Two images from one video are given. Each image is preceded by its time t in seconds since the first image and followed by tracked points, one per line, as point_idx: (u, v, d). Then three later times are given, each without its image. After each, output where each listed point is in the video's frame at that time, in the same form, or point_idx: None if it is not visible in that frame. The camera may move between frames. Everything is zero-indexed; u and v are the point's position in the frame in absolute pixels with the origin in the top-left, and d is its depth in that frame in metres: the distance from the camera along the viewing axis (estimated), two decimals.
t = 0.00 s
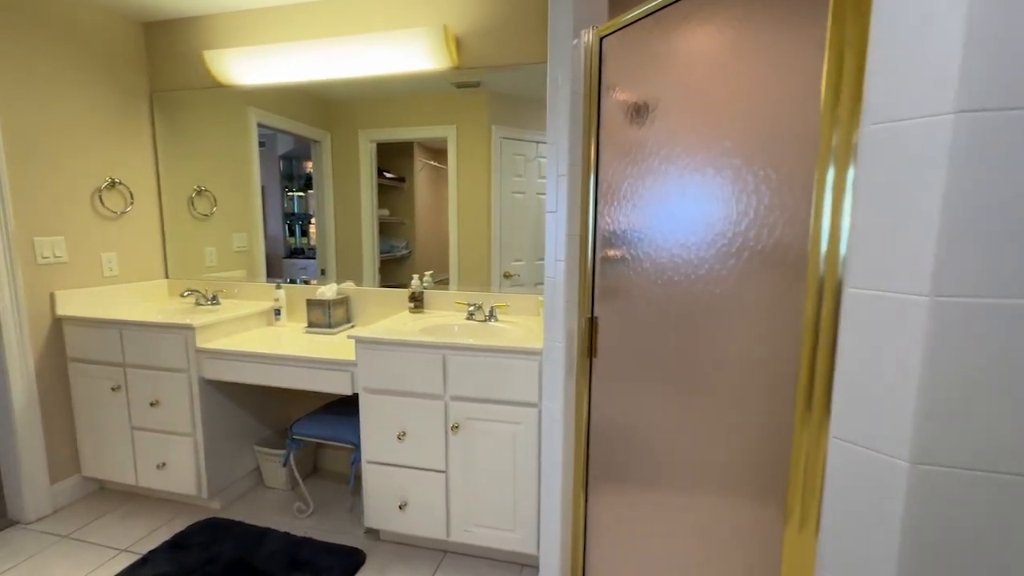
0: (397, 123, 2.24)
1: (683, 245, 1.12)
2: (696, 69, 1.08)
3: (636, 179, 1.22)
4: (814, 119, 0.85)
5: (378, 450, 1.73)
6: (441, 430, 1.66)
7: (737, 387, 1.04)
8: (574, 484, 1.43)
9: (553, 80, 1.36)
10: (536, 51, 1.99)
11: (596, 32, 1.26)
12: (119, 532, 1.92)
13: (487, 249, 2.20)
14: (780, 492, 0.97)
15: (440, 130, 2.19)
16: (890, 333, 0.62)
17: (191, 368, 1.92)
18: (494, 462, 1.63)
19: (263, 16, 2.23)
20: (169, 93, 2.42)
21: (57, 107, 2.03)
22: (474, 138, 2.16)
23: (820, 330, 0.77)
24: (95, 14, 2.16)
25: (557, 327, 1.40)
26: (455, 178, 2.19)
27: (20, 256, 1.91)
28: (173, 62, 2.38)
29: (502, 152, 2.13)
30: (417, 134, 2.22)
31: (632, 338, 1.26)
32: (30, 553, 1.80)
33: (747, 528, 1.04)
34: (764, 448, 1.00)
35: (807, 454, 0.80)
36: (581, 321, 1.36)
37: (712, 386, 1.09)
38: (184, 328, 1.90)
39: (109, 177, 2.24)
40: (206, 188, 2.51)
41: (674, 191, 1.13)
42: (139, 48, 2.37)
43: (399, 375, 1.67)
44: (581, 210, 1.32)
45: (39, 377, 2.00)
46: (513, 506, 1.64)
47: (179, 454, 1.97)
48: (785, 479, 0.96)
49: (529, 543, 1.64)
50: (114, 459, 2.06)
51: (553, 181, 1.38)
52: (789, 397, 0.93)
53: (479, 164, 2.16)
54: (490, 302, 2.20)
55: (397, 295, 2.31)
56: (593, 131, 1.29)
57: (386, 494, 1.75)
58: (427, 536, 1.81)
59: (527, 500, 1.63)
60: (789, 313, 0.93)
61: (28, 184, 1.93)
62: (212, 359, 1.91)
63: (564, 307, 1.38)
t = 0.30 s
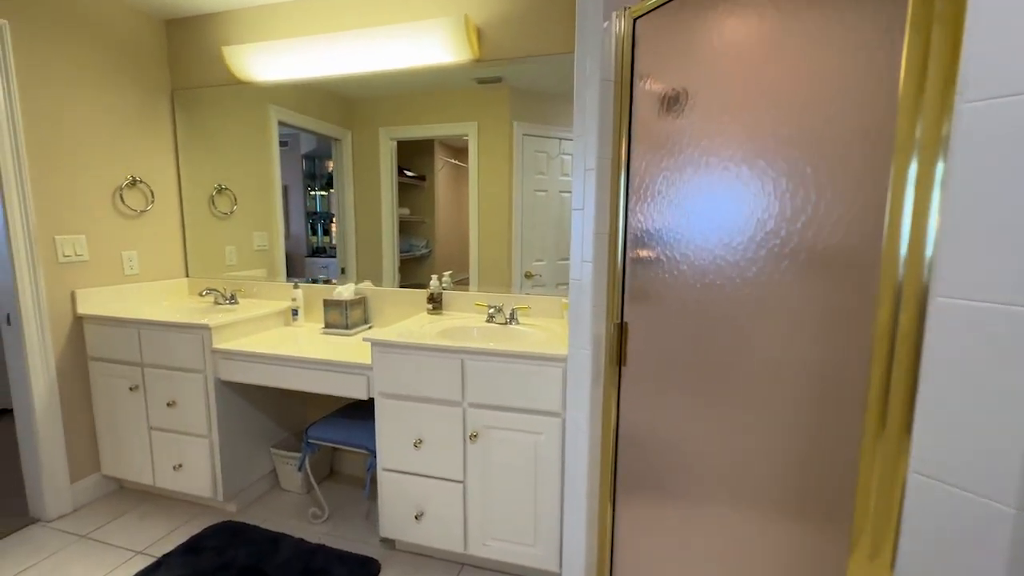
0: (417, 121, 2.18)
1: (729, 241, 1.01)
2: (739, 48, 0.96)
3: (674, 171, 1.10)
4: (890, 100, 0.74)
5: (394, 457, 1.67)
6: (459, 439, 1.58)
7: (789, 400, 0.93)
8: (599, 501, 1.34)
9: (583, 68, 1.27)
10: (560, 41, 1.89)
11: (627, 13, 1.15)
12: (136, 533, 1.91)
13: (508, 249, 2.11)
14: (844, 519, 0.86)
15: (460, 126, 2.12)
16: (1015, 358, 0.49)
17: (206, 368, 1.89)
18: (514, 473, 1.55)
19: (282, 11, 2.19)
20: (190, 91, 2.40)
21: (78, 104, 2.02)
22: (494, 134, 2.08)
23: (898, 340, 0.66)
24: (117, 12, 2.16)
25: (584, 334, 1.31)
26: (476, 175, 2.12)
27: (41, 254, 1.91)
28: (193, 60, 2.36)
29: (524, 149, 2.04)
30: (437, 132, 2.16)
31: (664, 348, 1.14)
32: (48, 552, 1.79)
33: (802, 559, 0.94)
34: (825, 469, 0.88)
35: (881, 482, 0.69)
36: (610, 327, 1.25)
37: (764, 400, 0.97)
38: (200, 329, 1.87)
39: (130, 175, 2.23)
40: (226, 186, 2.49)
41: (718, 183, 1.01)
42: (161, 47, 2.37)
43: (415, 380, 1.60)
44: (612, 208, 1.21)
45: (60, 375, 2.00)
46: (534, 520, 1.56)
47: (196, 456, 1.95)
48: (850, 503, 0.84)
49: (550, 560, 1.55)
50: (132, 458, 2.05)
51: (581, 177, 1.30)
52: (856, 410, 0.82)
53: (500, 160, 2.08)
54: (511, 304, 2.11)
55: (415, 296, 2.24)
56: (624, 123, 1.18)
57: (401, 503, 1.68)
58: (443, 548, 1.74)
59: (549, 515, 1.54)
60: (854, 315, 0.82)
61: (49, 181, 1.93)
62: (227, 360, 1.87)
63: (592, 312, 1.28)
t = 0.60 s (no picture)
0: (437, 118, 2.10)
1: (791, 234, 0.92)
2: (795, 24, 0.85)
3: (720, 164, 0.98)
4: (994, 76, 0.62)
5: (410, 467, 1.59)
6: (477, 450, 1.50)
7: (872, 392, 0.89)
8: (629, 532, 1.20)
9: (612, 45, 1.07)
10: (586, 29, 1.79)
11: None
12: (151, 537, 1.88)
13: (530, 250, 2.02)
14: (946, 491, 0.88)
15: (481, 123, 2.04)
16: None
17: (221, 371, 1.85)
18: (535, 488, 1.46)
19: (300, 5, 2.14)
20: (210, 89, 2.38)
21: (96, 103, 2.00)
22: (517, 130, 1.99)
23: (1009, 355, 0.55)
24: (137, 9, 2.14)
25: (614, 345, 1.15)
26: (497, 173, 2.03)
27: (61, 253, 1.90)
28: (212, 58, 2.34)
29: (547, 146, 1.94)
30: (459, 131, 2.08)
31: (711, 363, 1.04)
32: (64, 554, 1.78)
33: None
34: (918, 448, 0.88)
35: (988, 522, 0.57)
36: (642, 337, 1.11)
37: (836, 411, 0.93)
38: (215, 330, 1.82)
39: (149, 175, 2.22)
40: (245, 185, 2.47)
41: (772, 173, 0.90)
42: (181, 45, 2.34)
43: (432, 388, 1.52)
44: (646, 208, 1.06)
45: (79, 375, 1.99)
46: (556, 539, 1.46)
47: (211, 460, 1.91)
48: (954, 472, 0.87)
49: None
50: (149, 461, 2.03)
51: (609, 171, 1.12)
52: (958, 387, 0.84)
53: (522, 157, 1.98)
54: (533, 308, 2.02)
55: (433, 298, 2.16)
56: (663, 110, 1.02)
57: (418, 515, 1.61)
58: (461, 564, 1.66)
59: (573, 536, 1.44)
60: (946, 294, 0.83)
61: (68, 178, 1.92)
62: (242, 362, 1.83)
63: (623, 322, 1.12)
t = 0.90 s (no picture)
0: (458, 116, 2.03)
1: (860, 235, 0.77)
2: None
3: (775, 160, 0.84)
4: None
5: (426, 480, 1.52)
6: (497, 465, 1.41)
7: (969, 432, 0.72)
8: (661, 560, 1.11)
9: (646, 31, 0.99)
10: (613, 18, 1.68)
11: None
12: (167, 542, 1.86)
13: (553, 252, 1.93)
14: None
15: (502, 121, 1.96)
16: None
17: (237, 376, 1.81)
18: (558, 508, 1.37)
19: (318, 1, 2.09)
20: (229, 88, 2.35)
21: (116, 102, 1.99)
22: (540, 126, 1.89)
23: None
24: (158, 9, 2.12)
25: (646, 360, 1.06)
26: (518, 171, 1.94)
27: (81, 255, 1.89)
28: (231, 56, 2.31)
29: (570, 144, 1.84)
30: (479, 129, 2.00)
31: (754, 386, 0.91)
32: (82, 558, 1.76)
33: None
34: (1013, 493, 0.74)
35: None
36: (679, 352, 1.00)
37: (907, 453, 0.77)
38: (231, 333, 1.79)
39: (170, 175, 2.20)
40: (265, 185, 2.44)
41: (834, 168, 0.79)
42: (201, 44, 2.32)
43: (450, 398, 1.44)
44: (686, 209, 0.96)
45: (98, 377, 1.98)
46: (580, 562, 1.36)
47: (226, 465, 1.88)
48: None
49: None
50: (167, 464, 2.01)
51: (644, 167, 1.03)
52: None
53: (545, 155, 1.89)
54: (555, 313, 1.92)
55: (452, 302, 2.09)
56: (705, 101, 0.92)
57: (435, 531, 1.53)
58: None
59: (599, 561, 1.34)
60: None
61: (88, 180, 1.91)
62: (257, 367, 1.79)
63: (656, 333, 1.02)
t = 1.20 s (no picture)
0: (480, 113, 1.96)
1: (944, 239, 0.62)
2: None
3: (836, 152, 0.72)
4: None
5: (444, 491, 1.46)
6: (518, 479, 1.34)
7: None
8: None
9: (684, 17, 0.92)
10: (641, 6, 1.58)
11: None
12: (185, 543, 1.85)
13: (577, 254, 1.84)
14: None
15: (526, 117, 1.88)
16: None
17: (255, 378, 1.79)
18: (583, 526, 1.29)
19: None
20: (251, 88, 2.35)
21: (140, 102, 1.99)
22: (564, 122, 1.81)
23: None
24: (181, 10, 2.12)
25: (680, 372, 0.99)
26: (542, 168, 1.86)
27: (104, 254, 1.90)
28: (252, 56, 2.30)
29: (596, 142, 1.76)
30: (501, 127, 1.93)
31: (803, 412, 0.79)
32: (103, 557, 1.77)
33: None
34: None
35: None
36: (718, 365, 0.92)
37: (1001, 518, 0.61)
38: (250, 335, 1.76)
39: (192, 175, 2.21)
40: (288, 185, 2.43)
41: (913, 161, 0.64)
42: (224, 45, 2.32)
43: (468, 407, 1.38)
44: (727, 206, 0.89)
45: (121, 377, 1.99)
46: None
47: (244, 468, 1.86)
48: None
49: None
50: (187, 464, 2.00)
51: (681, 162, 0.96)
52: None
53: (570, 152, 1.81)
54: (580, 317, 1.83)
55: (472, 305, 2.02)
56: (749, 88, 0.83)
57: (452, 544, 1.47)
58: None
59: None
60: None
61: (112, 180, 1.91)
62: (275, 369, 1.76)
63: (693, 345, 0.95)
